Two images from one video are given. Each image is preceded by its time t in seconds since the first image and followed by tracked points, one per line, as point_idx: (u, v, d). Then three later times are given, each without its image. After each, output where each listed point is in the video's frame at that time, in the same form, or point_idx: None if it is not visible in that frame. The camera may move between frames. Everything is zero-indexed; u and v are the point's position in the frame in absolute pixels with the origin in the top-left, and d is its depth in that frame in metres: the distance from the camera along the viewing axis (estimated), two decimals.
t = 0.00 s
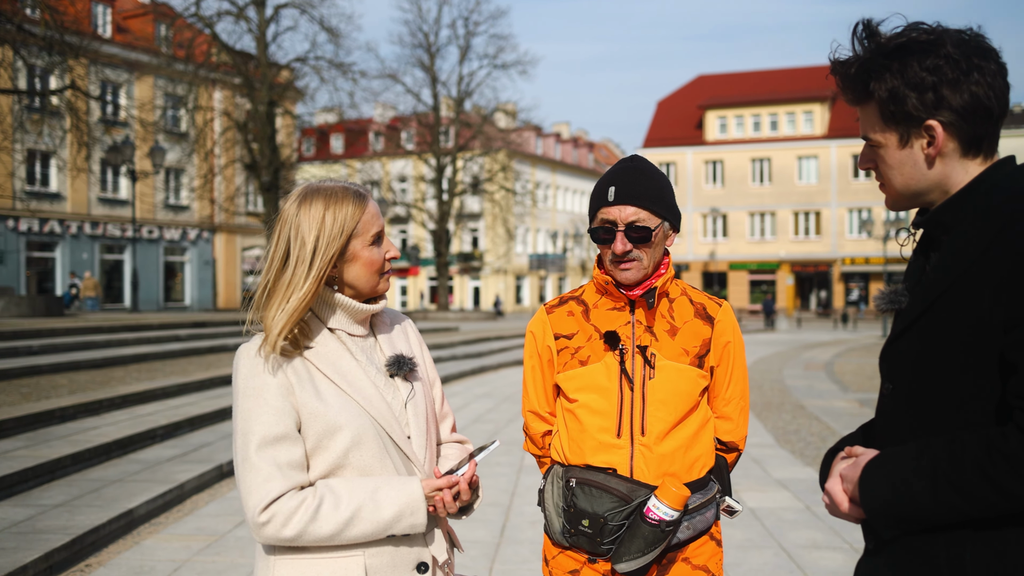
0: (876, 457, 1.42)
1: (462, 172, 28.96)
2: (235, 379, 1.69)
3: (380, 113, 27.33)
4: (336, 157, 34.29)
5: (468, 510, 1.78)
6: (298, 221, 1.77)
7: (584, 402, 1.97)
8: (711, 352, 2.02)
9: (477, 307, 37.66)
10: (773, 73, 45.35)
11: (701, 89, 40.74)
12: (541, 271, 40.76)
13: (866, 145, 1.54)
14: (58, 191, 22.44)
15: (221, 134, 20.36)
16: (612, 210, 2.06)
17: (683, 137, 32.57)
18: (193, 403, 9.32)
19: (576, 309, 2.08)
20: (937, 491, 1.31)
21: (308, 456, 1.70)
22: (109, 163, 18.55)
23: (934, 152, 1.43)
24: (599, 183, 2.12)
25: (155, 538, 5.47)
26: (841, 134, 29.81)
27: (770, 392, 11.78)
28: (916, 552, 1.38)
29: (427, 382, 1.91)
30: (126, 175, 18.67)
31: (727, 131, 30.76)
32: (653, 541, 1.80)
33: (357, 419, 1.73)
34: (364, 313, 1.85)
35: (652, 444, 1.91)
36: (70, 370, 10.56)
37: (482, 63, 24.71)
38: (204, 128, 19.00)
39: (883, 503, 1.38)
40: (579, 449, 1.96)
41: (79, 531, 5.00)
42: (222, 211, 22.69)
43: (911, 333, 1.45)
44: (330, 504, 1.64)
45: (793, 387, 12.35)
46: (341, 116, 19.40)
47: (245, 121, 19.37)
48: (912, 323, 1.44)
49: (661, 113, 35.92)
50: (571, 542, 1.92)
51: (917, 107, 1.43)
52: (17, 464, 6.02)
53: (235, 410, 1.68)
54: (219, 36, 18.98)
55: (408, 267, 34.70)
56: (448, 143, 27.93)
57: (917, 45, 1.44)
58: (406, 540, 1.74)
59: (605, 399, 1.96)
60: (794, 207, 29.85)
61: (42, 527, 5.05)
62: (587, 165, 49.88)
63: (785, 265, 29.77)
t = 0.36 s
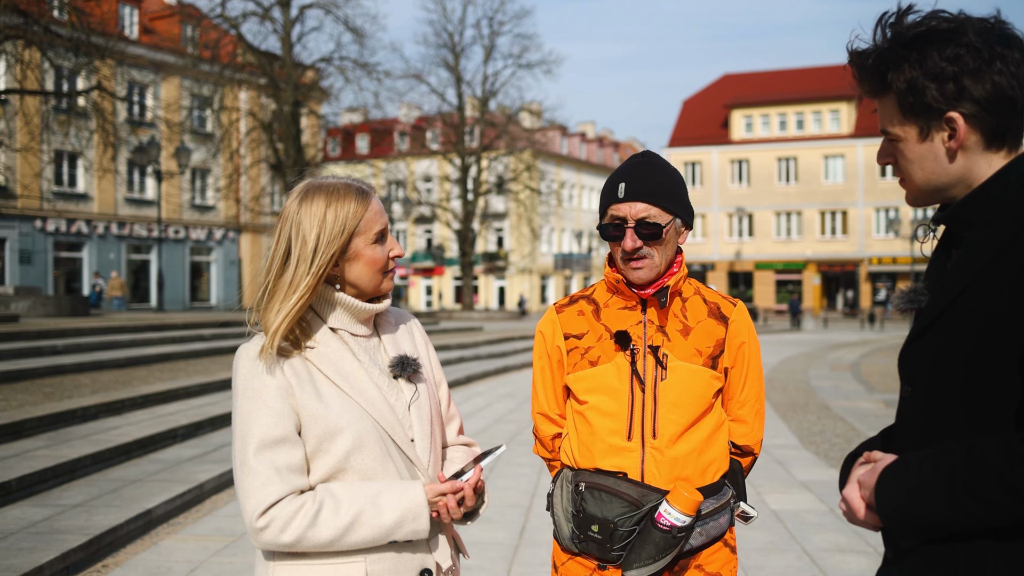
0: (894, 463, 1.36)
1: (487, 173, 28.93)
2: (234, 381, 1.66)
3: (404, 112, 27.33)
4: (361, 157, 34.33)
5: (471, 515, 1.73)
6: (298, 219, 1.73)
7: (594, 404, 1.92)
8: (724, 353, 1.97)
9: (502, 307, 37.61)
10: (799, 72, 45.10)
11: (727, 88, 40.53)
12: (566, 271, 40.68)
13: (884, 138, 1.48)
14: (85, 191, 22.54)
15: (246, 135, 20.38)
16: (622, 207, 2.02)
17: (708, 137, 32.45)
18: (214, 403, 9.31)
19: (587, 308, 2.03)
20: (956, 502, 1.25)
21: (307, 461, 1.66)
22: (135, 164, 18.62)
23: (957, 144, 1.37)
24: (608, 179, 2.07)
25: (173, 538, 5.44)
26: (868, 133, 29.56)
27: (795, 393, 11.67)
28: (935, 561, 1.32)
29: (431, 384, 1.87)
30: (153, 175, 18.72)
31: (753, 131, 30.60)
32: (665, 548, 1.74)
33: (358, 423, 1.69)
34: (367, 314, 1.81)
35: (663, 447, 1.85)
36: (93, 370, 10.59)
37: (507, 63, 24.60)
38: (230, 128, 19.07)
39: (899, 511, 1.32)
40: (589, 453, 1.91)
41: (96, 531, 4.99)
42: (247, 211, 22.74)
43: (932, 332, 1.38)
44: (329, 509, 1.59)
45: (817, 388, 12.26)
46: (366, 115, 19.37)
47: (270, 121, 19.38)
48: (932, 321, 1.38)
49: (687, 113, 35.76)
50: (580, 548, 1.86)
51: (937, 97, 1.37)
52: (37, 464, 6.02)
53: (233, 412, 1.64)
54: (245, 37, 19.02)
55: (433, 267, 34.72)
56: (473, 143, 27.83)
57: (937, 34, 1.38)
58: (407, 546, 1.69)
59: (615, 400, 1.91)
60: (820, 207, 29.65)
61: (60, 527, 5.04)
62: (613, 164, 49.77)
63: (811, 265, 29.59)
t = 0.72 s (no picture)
0: (893, 468, 1.30)
1: (506, 171, 28.85)
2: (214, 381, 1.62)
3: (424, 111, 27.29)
4: (382, 156, 34.36)
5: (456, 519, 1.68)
6: (280, 215, 1.70)
7: (587, 404, 1.88)
8: (721, 351, 1.92)
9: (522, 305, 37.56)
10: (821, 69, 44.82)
11: (749, 85, 40.33)
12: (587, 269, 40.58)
13: (884, 128, 1.41)
14: (107, 190, 22.65)
15: (266, 134, 20.37)
16: (614, 203, 1.98)
17: (729, 134, 32.29)
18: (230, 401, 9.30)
19: (580, 305, 1.98)
20: (956, 509, 1.19)
21: (289, 463, 1.62)
22: (156, 163, 18.69)
23: (959, 136, 1.30)
24: (601, 174, 2.03)
25: (184, 537, 5.42)
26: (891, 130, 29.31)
27: (815, 392, 11.56)
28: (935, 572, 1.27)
29: (419, 384, 1.83)
30: (173, 174, 18.79)
31: (774, 129, 30.44)
32: (659, 553, 1.69)
33: (341, 423, 1.64)
34: (352, 312, 1.77)
35: (658, 449, 1.81)
36: (111, 368, 10.61)
37: (527, 61, 24.47)
38: (250, 127, 19.13)
39: (896, 521, 1.26)
40: (582, 454, 1.86)
41: (106, 530, 4.97)
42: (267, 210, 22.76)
43: (932, 333, 1.33)
44: (310, 512, 1.55)
45: (838, 387, 12.14)
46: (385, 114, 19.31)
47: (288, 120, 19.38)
48: (932, 319, 1.32)
49: (708, 111, 35.61)
50: (573, 552, 1.81)
51: (938, 85, 1.31)
52: (49, 462, 6.01)
53: (213, 413, 1.60)
54: (265, 37, 19.00)
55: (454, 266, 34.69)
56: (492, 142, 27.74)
57: (937, 20, 1.31)
58: (392, 552, 1.65)
59: (608, 400, 1.86)
60: (842, 205, 29.42)
61: (69, 526, 5.02)
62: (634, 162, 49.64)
63: (833, 263, 29.37)
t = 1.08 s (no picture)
0: (899, 469, 1.25)
1: (529, 170, 28.74)
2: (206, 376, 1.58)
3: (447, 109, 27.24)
4: (406, 155, 34.35)
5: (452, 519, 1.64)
6: (274, 207, 1.66)
7: (590, 402, 1.83)
8: (729, 347, 1.87)
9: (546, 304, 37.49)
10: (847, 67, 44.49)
11: (774, 83, 40.08)
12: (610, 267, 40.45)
13: (891, 115, 1.36)
14: (132, 190, 22.73)
15: (290, 134, 20.38)
16: (617, 196, 1.94)
17: (753, 133, 32.10)
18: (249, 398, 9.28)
19: (583, 301, 1.95)
20: (963, 512, 1.14)
21: (282, 460, 1.58)
22: (179, 163, 18.73)
23: (970, 122, 1.25)
24: (605, 166, 1.99)
25: (198, 535, 5.40)
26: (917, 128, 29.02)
27: (838, 392, 11.44)
28: None
29: (417, 380, 1.79)
30: (196, 174, 18.82)
31: (798, 127, 30.22)
32: (662, 554, 1.64)
33: (335, 421, 1.61)
34: (349, 307, 1.74)
35: (663, 448, 1.76)
36: (132, 366, 10.62)
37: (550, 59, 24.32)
38: (273, 126, 19.13)
39: (901, 524, 1.22)
40: (584, 452, 1.82)
41: (120, 528, 4.96)
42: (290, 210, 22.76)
43: (939, 329, 1.28)
44: (302, 511, 1.52)
45: (862, 386, 12.02)
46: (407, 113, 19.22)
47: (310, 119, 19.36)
48: (939, 314, 1.27)
49: (732, 110, 35.42)
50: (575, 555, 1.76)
51: (948, 68, 1.25)
52: (66, 460, 6.01)
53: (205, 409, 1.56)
54: (288, 37, 18.97)
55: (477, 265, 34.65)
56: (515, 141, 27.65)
57: None
58: (388, 552, 1.61)
59: (611, 398, 1.82)
60: (867, 203, 29.13)
61: (83, 524, 5.01)
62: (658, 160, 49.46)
63: (858, 262, 29.12)
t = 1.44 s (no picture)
0: (925, 466, 1.20)
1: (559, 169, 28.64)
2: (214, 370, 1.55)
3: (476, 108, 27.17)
4: (435, 154, 34.37)
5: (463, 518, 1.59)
6: (285, 198, 1.62)
7: (609, 399, 1.78)
8: (752, 343, 1.81)
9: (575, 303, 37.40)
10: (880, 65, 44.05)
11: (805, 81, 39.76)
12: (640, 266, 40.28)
13: (917, 95, 1.30)
14: (163, 189, 22.86)
15: (319, 133, 20.39)
16: (638, 185, 1.89)
17: (785, 131, 31.84)
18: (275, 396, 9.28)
19: (602, 295, 1.90)
20: (991, 513, 1.09)
21: (291, 455, 1.54)
22: (210, 162, 18.77)
23: (998, 106, 1.19)
24: (626, 155, 1.94)
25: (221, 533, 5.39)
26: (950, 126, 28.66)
27: (870, 392, 11.30)
28: None
29: (430, 376, 1.75)
30: (227, 174, 18.88)
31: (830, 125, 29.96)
32: (682, 557, 1.59)
33: (344, 417, 1.57)
34: (362, 300, 1.70)
35: (682, 447, 1.71)
36: (161, 365, 10.65)
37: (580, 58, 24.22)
38: (302, 126, 19.12)
39: (923, 526, 1.16)
40: (602, 451, 1.77)
41: (144, 526, 4.96)
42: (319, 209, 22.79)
43: (965, 322, 1.22)
44: (311, 509, 1.48)
45: (894, 386, 11.87)
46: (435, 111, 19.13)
47: (340, 118, 19.34)
48: (965, 305, 1.21)
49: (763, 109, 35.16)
50: (593, 556, 1.71)
51: (974, 49, 1.19)
52: (92, 457, 6.03)
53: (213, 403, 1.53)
54: (318, 36, 18.96)
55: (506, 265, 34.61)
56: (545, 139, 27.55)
57: None
58: (397, 552, 1.57)
59: (631, 395, 1.77)
60: (899, 202, 28.79)
61: (108, 520, 5.01)
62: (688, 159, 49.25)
63: (890, 261, 28.80)
